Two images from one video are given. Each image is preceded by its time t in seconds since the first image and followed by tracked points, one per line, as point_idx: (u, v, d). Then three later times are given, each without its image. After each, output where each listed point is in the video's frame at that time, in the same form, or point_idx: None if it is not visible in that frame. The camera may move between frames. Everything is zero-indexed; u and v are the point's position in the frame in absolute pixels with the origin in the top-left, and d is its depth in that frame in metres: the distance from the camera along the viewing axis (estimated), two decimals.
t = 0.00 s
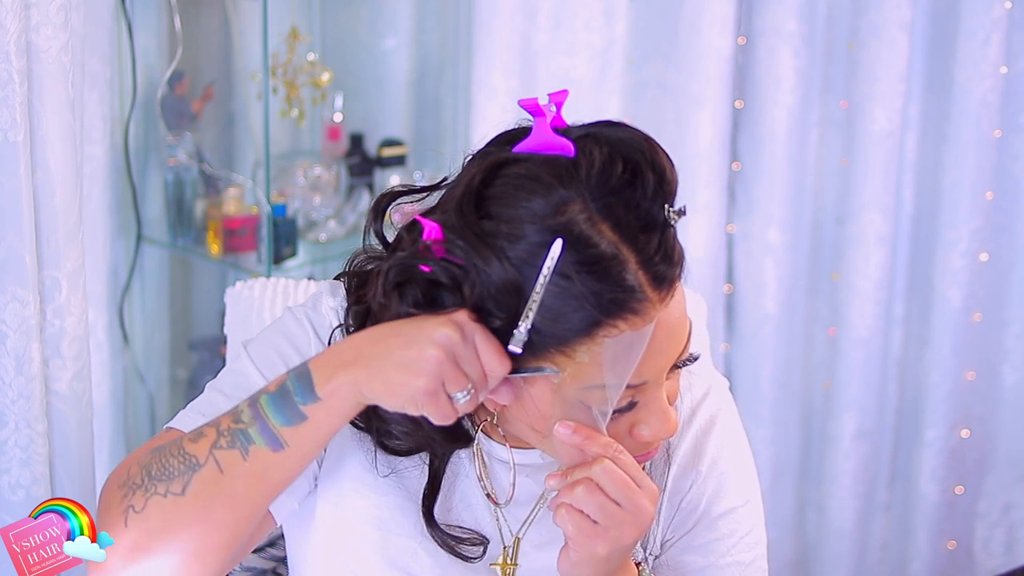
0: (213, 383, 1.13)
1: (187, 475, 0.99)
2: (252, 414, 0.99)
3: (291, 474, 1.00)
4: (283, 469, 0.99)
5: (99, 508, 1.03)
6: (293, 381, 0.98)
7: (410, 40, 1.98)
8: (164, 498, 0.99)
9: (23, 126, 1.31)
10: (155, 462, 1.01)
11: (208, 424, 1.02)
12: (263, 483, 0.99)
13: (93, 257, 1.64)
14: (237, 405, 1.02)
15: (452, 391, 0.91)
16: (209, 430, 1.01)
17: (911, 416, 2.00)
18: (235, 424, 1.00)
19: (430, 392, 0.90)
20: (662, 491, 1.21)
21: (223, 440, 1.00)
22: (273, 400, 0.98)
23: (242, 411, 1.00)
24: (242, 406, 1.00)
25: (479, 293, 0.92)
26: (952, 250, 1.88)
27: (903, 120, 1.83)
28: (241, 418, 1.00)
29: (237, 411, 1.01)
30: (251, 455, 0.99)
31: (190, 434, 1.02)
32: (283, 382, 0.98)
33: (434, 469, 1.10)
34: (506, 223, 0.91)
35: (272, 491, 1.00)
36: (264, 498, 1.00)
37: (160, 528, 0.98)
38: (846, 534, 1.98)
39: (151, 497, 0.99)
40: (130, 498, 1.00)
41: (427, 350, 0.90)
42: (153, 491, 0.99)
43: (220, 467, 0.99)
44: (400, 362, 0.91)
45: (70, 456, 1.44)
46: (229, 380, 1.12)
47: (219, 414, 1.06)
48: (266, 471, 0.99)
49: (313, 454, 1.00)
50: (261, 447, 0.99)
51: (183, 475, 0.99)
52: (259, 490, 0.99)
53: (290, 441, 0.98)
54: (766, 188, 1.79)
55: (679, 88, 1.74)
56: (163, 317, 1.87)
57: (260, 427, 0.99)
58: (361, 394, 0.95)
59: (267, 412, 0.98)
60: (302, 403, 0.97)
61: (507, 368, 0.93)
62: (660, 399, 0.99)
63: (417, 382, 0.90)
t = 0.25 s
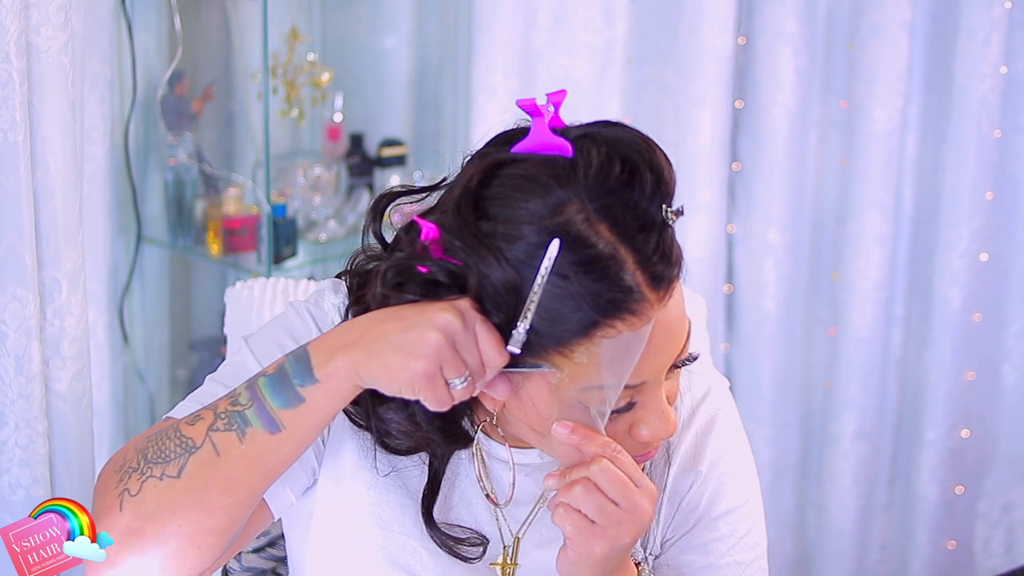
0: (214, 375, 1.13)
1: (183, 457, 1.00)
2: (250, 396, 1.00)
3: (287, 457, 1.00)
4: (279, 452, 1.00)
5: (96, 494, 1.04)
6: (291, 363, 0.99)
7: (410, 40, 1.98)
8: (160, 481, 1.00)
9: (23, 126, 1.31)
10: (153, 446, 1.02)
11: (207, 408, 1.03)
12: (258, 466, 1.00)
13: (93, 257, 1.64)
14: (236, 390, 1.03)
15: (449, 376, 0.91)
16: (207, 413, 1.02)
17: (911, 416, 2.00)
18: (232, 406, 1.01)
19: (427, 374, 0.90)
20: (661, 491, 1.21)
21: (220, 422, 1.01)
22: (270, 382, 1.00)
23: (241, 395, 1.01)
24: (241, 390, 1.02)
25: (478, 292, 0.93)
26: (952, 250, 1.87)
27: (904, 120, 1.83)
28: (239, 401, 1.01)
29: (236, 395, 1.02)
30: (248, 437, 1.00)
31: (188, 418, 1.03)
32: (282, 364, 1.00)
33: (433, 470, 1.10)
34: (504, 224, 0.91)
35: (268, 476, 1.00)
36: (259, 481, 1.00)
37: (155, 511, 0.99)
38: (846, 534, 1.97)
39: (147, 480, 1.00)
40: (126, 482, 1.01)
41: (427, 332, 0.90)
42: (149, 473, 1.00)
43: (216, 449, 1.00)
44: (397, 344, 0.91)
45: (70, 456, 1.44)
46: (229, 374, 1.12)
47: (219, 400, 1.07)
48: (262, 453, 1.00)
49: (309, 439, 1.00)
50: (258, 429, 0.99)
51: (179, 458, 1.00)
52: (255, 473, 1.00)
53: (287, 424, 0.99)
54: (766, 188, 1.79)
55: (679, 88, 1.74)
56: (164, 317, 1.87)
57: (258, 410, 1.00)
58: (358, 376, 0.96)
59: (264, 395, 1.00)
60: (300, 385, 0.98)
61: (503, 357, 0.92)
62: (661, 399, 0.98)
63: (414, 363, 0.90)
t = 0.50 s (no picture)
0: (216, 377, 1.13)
1: (182, 468, 1.00)
2: (249, 408, 1.00)
3: (285, 469, 1.00)
4: (277, 463, 1.00)
5: (96, 502, 1.03)
6: (289, 374, 0.99)
7: (410, 40, 1.98)
8: (159, 491, 0.99)
9: (23, 126, 1.31)
10: (152, 456, 1.02)
11: (206, 418, 1.03)
12: (256, 477, 0.99)
13: (93, 257, 1.64)
14: (234, 401, 1.03)
15: (446, 390, 0.92)
16: (206, 423, 1.02)
17: (911, 416, 2.00)
18: (230, 417, 1.01)
19: (424, 389, 0.91)
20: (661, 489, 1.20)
21: (218, 433, 1.00)
22: (268, 393, 0.99)
23: (239, 406, 1.01)
24: (239, 400, 1.02)
25: (480, 288, 0.93)
26: (952, 250, 1.87)
27: (904, 120, 1.83)
28: (237, 412, 1.01)
29: (234, 405, 1.02)
30: (246, 449, 0.99)
31: (187, 428, 1.03)
32: (280, 376, 1.00)
33: (433, 468, 1.10)
34: (505, 221, 0.91)
35: (266, 486, 1.00)
36: (258, 492, 1.00)
37: (154, 521, 0.98)
38: (846, 534, 1.97)
39: (146, 490, 0.99)
40: (126, 491, 1.00)
41: (423, 346, 0.90)
42: (148, 484, 1.00)
43: (214, 460, 0.99)
44: (394, 359, 0.92)
45: (70, 456, 1.44)
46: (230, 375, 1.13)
47: (217, 409, 1.07)
48: (261, 464, 0.99)
49: (307, 449, 1.00)
50: (256, 440, 0.99)
51: (178, 468, 1.00)
52: (253, 484, 0.99)
53: (285, 436, 0.99)
54: (766, 188, 1.79)
55: (679, 88, 1.74)
56: (163, 317, 1.87)
57: (256, 421, 0.99)
58: (355, 389, 0.96)
59: (262, 406, 0.99)
60: (297, 398, 0.98)
61: (501, 368, 0.92)
62: (661, 397, 0.99)
63: (411, 378, 0.91)
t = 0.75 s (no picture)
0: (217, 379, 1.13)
1: (187, 473, 0.99)
2: (253, 413, 1.00)
3: (290, 472, 1.00)
4: (283, 467, 1.00)
5: (100, 507, 1.03)
6: (294, 380, 0.99)
7: (410, 40, 1.98)
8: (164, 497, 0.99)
9: (23, 126, 1.31)
10: (156, 461, 1.02)
11: (209, 423, 1.03)
12: (262, 481, 0.99)
13: (93, 257, 1.64)
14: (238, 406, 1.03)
15: (450, 388, 0.92)
16: (210, 429, 1.02)
17: (912, 416, 2.00)
18: (235, 422, 1.01)
19: (428, 388, 0.91)
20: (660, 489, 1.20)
21: (223, 439, 1.00)
22: (273, 399, 0.99)
23: (243, 411, 1.01)
24: (243, 405, 1.01)
25: (480, 287, 0.93)
26: (952, 250, 1.88)
27: (904, 120, 1.83)
28: (241, 417, 1.01)
29: (238, 410, 1.01)
30: (251, 454, 0.99)
31: (191, 433, 1.03)
32: (284, 381, 1.00)
33: (433, 468, 1.10)
34: (506, 220, 0.91)
35: (272, 490, 1.00)
36: (263, 496, 1.00)
37: (160, 526, 0.98)
38: (846, 534, 1.97)
39: (151, 496, 0.99)
40: (131, 497, 1.00)
41: (425, 346, 0.90)
42: (153, 489, 0.99)
43: (220, 466, 0.99)
44: (397, 359, 0.92)
45: (70, 455, 1.44)
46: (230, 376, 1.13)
47: (220, 413, 1.07)
48: (266, 469, 0.99)
49: (312, 453, 1.00)
50: (261, 445, 0.99)
51: (184, 474, 1.00)
52: (259, 488, 0.99)
53: (290, 441, 0.99)
54: (766, 188, 1.79)
55: (679, 88, 1.74)
56: (163, 317, 1.87)
57: (260, 426, 0.99)
58: (360, 393, 0.96)
59: (267, 411, 0.99)
60: (302, 403, 0.98)
61: (505, 365, 0.92)
62: (661, 396, 0.99)
63: (414, 378, 0.91)
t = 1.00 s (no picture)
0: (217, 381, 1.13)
1: (186, 476, 0.99)
2: (251, 415, 1.00)
3: (288, 475, 1.00)
4: (281, 469, 1.00)
5: (98, 510, 1.02)
6: (291, 382, 0.99)
7: (410, 40, 1.98)
8: (163, 499, 0.99)
9: (23, 126, 1.31)
10: (155, 463, 1.01)
11: (208, 426, 1.03)
12: (260, 483, 0.99)
13: (93, 257, 1.64)
14: (237, 408, 1.03)
15: (447, 390, 0.92)
16: (208, 431, 1.02)
17: (912, 416, 2.00)
18: (234, 425, 1.01)
19: (424, 390, 0.91)
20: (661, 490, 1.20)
21: (222, 441, 1.00)
22: (271, 401, 0.99)
23: (242, 413, 1.01)
24: (241, 408, 1.02)
25: (482, 288, 0.93)
26: (952, 250, 1.87)
27: (904, 120, 1.83)
28: (240, 419, 1.01)
29: (237, 413, 1.02)
30: (249, 456, 0.99)
31: (190, 436, 1.03)
32: (282, 383, 1.00)
33: (434, 469, 1.10)
34: (508, 221, 0.91)
35: (270, 492, 1.00)
36: (262, 499, 1.00)
37: (159, 528, 0.98)
38: (846, 534, 1.97)
39: (150, 498, 0.99)
40: (130, 499, 1.00)
41: (421, 347, 0.91)
42: (152, 492, 0.99)
43: (219, 468, 0.99)
44: (393, 361, 0.92)
45: (70, 455, 1.44)
46: (230, 378, 1.13)
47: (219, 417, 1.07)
48: (265, 471, 0.99)
49: (310, 456, 1.00)
50: (260, 447, 0.99)
51: (183, 477, 0.99)
52: (257, 490, 0.99)
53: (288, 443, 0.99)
54: (766, 188, 1.79)
55: (679, 88, 1.74)
56: (163, 317, 1.87)
57: (259, 428, 0.99)
58: (357, 395, 0.96)
59: (265, 414, 0.99)
60: (300, 405, 0.98)
61: (502, 366, 0.92)
62: (662, 398, 0.99)
63: (411, 379, 0.91)
